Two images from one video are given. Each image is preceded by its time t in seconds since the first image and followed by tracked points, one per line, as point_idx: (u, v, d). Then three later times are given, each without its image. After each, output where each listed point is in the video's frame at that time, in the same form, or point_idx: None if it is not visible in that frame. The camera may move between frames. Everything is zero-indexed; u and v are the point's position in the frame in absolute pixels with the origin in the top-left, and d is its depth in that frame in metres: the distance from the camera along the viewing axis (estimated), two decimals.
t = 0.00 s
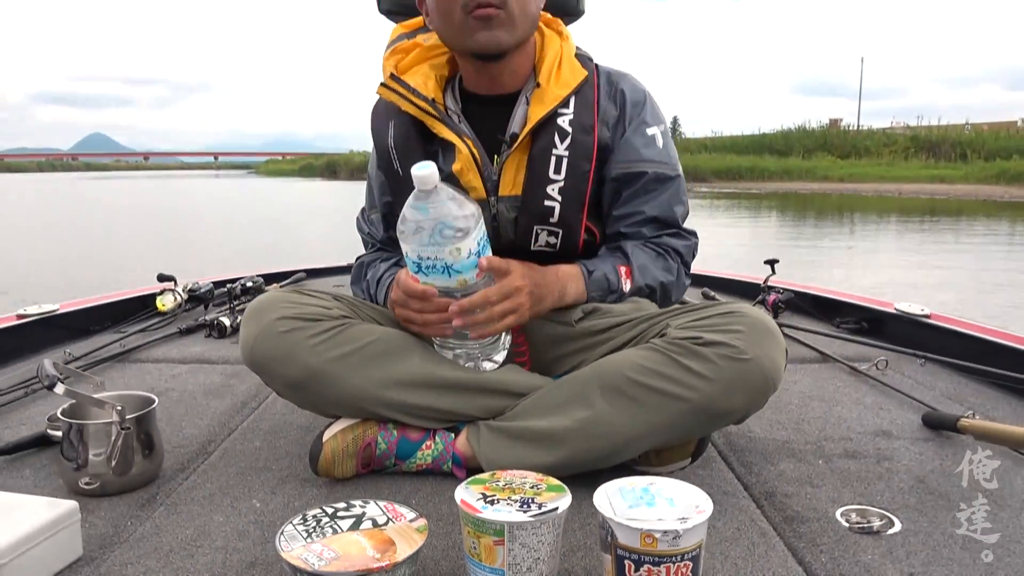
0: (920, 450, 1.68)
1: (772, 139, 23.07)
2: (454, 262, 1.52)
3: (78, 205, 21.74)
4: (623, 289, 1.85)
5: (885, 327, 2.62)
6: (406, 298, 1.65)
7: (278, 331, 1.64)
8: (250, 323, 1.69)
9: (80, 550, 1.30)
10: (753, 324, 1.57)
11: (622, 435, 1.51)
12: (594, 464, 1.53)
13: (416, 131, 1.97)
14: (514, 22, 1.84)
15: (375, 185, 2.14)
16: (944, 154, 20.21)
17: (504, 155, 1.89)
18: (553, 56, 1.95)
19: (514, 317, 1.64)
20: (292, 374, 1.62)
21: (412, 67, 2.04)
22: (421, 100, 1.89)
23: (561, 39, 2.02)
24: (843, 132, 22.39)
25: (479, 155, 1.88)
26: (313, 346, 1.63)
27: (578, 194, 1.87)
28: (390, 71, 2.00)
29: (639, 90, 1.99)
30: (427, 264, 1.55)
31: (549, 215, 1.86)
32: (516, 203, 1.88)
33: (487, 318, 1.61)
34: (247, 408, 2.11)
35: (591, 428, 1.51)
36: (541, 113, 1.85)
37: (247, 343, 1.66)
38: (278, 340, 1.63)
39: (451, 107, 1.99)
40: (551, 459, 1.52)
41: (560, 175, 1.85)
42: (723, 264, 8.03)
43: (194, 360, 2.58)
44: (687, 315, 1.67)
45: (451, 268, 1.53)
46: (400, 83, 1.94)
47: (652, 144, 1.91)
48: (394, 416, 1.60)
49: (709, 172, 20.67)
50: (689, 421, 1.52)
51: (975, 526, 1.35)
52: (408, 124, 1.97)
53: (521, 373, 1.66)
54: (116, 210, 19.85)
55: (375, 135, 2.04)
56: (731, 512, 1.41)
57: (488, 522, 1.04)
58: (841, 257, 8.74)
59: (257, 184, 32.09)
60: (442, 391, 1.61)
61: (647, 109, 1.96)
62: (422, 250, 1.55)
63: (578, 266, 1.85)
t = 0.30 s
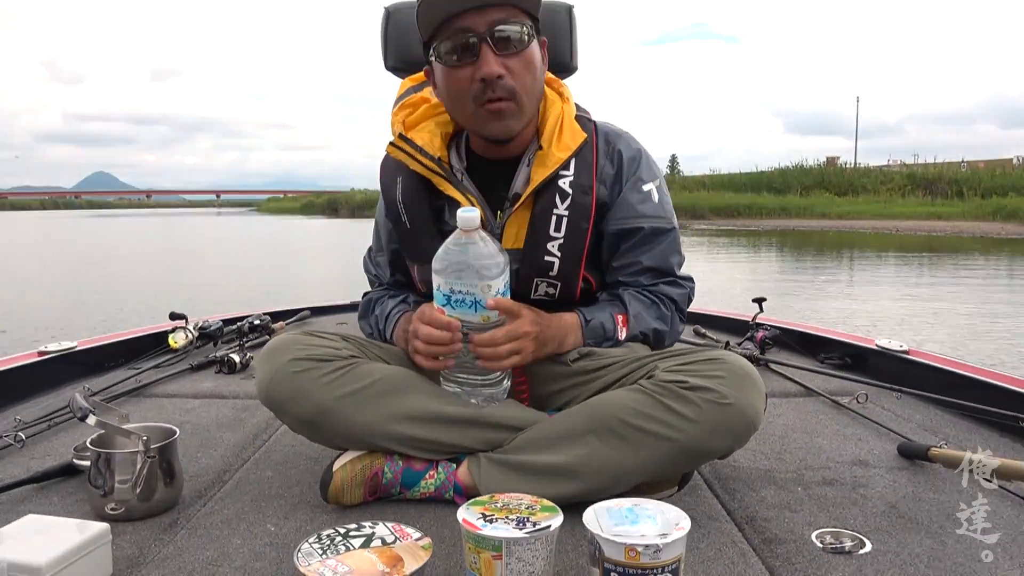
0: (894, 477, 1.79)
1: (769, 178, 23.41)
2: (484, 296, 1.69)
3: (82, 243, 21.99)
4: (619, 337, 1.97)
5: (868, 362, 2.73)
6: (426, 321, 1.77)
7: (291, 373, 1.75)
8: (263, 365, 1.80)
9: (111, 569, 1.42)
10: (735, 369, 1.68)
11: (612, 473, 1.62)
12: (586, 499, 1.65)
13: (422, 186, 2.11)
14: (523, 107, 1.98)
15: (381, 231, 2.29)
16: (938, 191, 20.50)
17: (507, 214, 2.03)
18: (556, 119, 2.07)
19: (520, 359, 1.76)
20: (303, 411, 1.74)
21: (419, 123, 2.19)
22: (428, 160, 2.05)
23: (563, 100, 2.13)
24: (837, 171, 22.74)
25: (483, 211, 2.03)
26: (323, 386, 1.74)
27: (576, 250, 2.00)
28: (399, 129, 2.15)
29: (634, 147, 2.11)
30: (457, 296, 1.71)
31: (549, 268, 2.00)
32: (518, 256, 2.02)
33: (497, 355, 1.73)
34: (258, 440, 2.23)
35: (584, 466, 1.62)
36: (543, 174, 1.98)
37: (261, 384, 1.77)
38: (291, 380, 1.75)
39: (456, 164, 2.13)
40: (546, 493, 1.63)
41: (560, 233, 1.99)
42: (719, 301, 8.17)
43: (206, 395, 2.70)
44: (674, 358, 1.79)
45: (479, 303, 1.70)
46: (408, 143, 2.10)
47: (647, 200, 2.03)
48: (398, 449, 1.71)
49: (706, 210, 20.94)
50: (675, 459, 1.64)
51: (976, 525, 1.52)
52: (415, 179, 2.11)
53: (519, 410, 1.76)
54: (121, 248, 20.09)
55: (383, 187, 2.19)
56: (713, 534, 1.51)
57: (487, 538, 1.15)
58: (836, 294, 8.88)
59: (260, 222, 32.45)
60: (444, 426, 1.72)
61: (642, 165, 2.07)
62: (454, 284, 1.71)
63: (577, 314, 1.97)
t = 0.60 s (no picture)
0: (879, 476, 1.86)
1: (769, 190, 23.54)
2: (479, 304, 1.78)
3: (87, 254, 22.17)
4: (614, 342, 2.05)
5: (860, 369, 2.81)
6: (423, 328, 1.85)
7: (302, 376, 1.84)
8: (275, 368, 1.88)
9: (131, 558, 1.51)
10: (726, 372, 1.76)
11: (608, 471, 1.70)
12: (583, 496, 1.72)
13: (423, 202, 2.20)
14: (521, 120, 2.07)
15: (383, 243, 2.38)
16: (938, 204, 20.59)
17: (506, 225, 2.10)
18: (552, 133, 2.16)
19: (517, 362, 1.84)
20: (314, 413, 1.82)
21: (419, 137, 2.28)
22: (428, 175, 2.13)
23: (558, 114, 2.23)
24: (838, 183, 22.87)
25: (482, 224, 2.11)
26: (333, 389, 1.83)
27: (573, 259, 2.09)
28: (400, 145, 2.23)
29: (628, 160, 2.21)
30: (454, 304, 1.80)
31: (547, 278, 2.09)
32: (516, 266, 2.10)
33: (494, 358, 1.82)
34: (268, 441, 2.32)
35: (580, 465, 1.69)
36: (540, 188, 2.06)
37: (274, 386, 1.85)
38: (302, 383, 1.83)
39: (456, 178, 2.21)
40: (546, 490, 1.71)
41: (557, 244, 2.07)
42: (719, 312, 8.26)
43: (216, 400, 2.80)
44: (668, 362, 1.87)
45: (475, 311, 1.79)
46: (409, 158, 2.18)
47: (641, 210, 2.12)
48: (404, 449, 1.79)
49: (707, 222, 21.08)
50: (667, 459, 1.71)
51: (976, 526, 1.57)
52: (416, 195, 2.20)
53: (519, 411, 1.84)
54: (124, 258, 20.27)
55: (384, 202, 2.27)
56: (705, 528, 1.59)
57: (489, 525, 1.22)
58: (835, 306, 8.97)
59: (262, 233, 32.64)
60: (447, 427, 1.79)
61: (635, 176, 2.17)
62: (451, 292, 1.80)
63: (573, 321, 2.04)
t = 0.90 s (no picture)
0: (875, 471, 1.90)
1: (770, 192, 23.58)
2: (473, 309, 1.81)
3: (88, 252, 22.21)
4: (613, 337, 2.10)
5: (857, 368, 2.85)
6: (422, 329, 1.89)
7: (311, 359, 1.87)
8: (286, 351, 1.92)
9: (142, 547, 1.55)
10: (721, 358, 1.80)
11: (606, 457, 1.72)
12: (583, 484, 1.74)
13: (417, 209, 2.23)
14: (512, 107, 2.06)
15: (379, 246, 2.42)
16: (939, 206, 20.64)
17: (500, 231, 2.13)
18: (543, 134, 2.17)
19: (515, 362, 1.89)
20: (322, 395, 1.85)
21: (409, 141, 2.33)
22: (418, 184, 2.18)
23: (549, 114, 2.25)
24: (838, 185, 22.91)
25: (473, 229, 2.15)
26: (341, 373, 1.86)
27: (569, 264, 2.11)
28: (391, 154, 2.27)
29: (624, 160, 2.23)
30: (449, 309, 1.83)
31: (542, 282, 2.12)
32: (512, 271, 2.14)
33: (489, 359, 1.85)
34: (273, 435, 2.36)
35: (580, 451, 1.72)
36: (531, 195, 2.08)
37: (283, 369, 1.89)
38: (312, 365, 1.87)
39: (448, 183, 2.24)
40: (546, 477, 1.72)
41: (551, 250, 2.10)
42: (719, 313, 8.30)
43: (222, 395, 2.84)
44: (665, 353, 1.91)
45: (470, 314, 1.82)
46: (400, 168, 2.23)
47: (640, 212, 2.14)
48: (409, 435, 1.82)
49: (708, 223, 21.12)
50: (665, 445, 1.74)
51: (976, 526, 1.56)
52: (408, 203, 2.22)
53: (521, 404, 1.87)
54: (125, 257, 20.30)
55: (379, 210, 2.30)
56: (703, 520, 1.62)
57: (493, 514, 1.26)
58: (835, 307, 9.01)
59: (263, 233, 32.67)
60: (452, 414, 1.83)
61: (632, 177, 2.19)
62: (446, 297, 1.83)
63: (571, 319, 2.10)
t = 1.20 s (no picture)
0: (875, 460, 1.92)
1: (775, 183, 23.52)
2: (460, 330, 1.79)
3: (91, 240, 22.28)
4: (616, 329, 2.12)
5: (859, 358, 2.87)
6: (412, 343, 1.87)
7: (315, 373, 1.88)
8: (289, 365, 1.93)
9: (154, 529, 1.58)
10: (729, 371, 1.82)
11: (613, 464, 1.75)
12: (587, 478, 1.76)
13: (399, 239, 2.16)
14: (496, 153, 1.91)
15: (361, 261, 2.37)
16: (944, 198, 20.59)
17: (491, 261, 2.05)
18: (527, 154, 2.01)
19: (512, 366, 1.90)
20: (328, 407, 1.87)
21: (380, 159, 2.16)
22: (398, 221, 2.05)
23: (533, 126, 2.06)
24: (843, 176, 22.85)
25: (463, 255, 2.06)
26: (345, 385, 1.87)
27: (567, 283, 2.08)
28: (363, 182, 2.13)
29: (616, 173, 2.11)
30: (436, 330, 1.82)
31: (541, 299, 2.10)
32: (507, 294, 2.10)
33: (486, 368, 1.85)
34: (280, 422, 2.39)
35: (590, 458, 1.75)
36: (522, 227, 1.99)
37: (287, 382, 1.90)
38: (316, 380, 1.88)
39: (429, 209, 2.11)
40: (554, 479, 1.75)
41: (548, 273, 2.05)
42: (722, 303, 8.30)
43: (228, 382, 2.87)
44: (672, 359, 1.93)
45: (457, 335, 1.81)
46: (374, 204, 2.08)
47: (638, 227, 2.07)
48: (417, 439, 1.84)
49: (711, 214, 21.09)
50: (673, 454, 1.77)
51: (977, 526, 1.53)
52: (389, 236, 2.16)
53: (525, 399, 1.89)
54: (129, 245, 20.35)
55: (358, 237, 2.24)
56: (705, 507, 1.64)
57: (499, 499, 1.28)
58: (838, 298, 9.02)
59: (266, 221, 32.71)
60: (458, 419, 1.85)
61: (626, 191, 2.09)
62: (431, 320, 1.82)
63: (573, 314, 2.11)
